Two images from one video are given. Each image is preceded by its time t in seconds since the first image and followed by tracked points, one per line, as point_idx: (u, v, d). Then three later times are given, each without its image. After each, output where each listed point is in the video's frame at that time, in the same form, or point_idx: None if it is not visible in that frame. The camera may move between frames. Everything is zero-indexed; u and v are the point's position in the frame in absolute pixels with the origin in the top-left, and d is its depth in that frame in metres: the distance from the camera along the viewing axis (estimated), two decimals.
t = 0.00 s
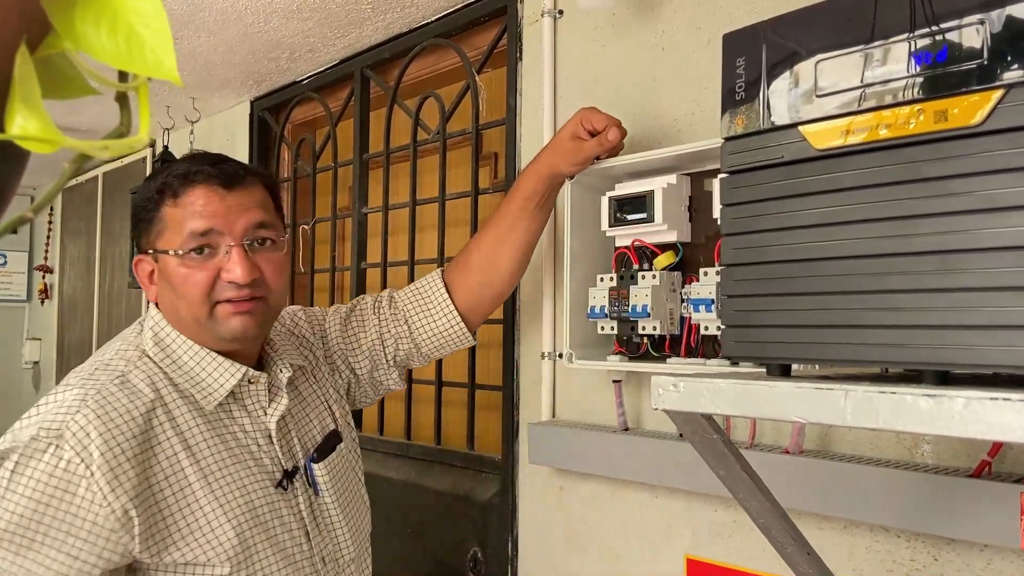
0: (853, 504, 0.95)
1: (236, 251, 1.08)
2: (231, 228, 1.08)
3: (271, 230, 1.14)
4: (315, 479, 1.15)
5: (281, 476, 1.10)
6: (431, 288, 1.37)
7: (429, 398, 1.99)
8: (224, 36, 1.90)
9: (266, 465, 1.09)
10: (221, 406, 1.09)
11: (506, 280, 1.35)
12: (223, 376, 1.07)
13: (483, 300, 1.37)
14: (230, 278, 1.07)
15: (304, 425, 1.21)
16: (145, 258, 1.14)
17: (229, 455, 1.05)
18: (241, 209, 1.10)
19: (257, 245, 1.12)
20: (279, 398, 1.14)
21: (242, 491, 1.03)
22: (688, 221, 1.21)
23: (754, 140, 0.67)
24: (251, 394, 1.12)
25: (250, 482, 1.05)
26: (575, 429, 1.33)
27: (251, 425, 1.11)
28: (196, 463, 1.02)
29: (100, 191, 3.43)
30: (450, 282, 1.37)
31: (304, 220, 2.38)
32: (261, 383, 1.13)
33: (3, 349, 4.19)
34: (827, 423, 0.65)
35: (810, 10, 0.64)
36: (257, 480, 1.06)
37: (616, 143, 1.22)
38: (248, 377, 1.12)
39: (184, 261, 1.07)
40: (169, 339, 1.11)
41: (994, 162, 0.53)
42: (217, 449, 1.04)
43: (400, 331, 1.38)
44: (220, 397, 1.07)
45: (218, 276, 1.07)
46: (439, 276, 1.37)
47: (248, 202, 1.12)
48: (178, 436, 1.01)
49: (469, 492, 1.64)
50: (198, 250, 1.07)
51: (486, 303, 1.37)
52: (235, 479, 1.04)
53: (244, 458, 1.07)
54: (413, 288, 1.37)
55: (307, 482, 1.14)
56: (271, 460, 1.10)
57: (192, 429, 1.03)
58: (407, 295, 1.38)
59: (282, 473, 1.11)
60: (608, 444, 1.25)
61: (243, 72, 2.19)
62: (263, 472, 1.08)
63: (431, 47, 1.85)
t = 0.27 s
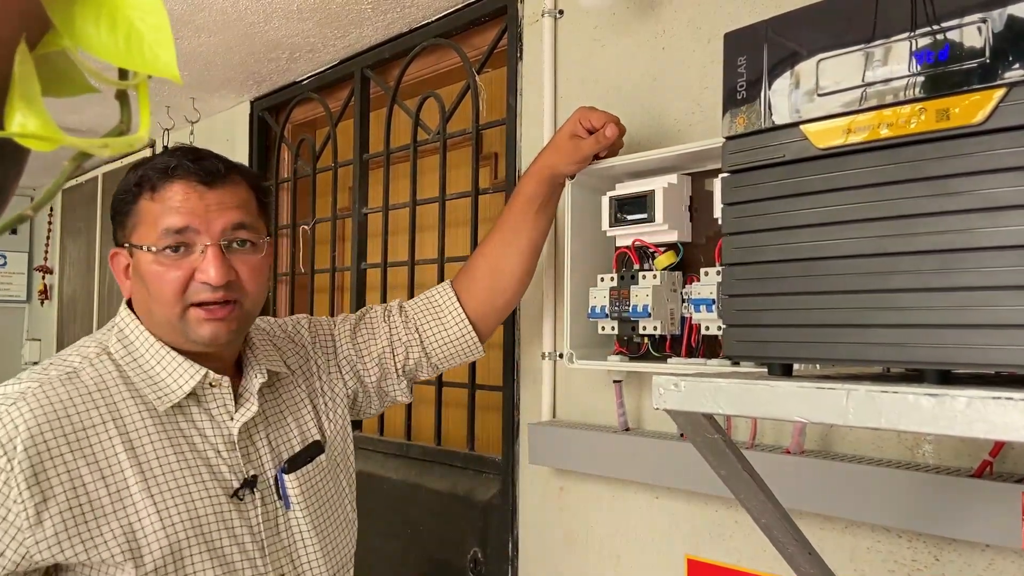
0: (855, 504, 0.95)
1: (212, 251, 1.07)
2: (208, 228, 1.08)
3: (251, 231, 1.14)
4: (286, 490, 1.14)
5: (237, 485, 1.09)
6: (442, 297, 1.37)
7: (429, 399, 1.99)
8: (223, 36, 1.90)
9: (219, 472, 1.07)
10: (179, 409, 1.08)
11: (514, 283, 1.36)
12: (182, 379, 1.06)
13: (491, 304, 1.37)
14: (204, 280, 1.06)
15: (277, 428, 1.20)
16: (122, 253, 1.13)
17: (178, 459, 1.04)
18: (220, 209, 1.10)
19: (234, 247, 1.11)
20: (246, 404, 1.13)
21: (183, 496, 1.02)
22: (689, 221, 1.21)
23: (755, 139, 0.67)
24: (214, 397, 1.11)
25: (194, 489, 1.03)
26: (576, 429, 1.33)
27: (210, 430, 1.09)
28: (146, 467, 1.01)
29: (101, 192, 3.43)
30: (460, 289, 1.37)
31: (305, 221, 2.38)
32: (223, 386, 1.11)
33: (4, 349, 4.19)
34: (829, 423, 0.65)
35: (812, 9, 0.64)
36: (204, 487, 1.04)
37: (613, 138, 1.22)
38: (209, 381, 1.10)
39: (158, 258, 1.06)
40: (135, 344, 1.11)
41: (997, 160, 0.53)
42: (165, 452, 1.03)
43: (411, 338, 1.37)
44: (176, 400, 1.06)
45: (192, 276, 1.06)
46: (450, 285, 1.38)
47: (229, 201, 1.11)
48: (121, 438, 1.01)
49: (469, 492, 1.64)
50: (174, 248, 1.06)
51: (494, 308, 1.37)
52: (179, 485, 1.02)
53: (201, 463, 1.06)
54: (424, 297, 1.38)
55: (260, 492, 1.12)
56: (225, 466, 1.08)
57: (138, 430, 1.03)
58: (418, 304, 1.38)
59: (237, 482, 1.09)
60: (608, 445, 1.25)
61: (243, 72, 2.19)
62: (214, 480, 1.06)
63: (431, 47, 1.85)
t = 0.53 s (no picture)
0: (859, 506, 0.95)
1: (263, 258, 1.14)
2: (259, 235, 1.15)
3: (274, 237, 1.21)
4: (254, 497, 1.14)
5: (205, 493, 1.08)
6: (428, 297, 1.37)
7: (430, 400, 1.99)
8: (224, 36, 1.90)
9: (187, 478, 1.06)
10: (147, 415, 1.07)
11: (511, 285, 1.35)
12: (151, 383, 1.06)
13: (488, 304, 1.37)
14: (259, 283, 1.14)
15: (247, 436, 1.20)
16: (124, 264, 1.07)
17: (144, 466, 1.03)
18: (261, 216, 1.17)
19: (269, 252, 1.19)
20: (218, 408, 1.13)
21: (148, 502, 1.01)
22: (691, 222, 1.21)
23: (759, 139, 0.67)
24: (183, 402, 1.11)
25: (161, 494, 1.02)
26: (577, 430, 1.33)
27: (178, 436, 1.09)
28: (112, 475, 1.00)
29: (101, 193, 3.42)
30: (447, 290, 1.37)
31: (305, 221, 2.38)
32: (194, 391, 1.12)
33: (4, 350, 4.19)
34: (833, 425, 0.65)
35: (816, 9, 0.64)
36: (170, 494, 1.03)
37: (613, 142, 1.21)
38: (179, 385, 1.10)
39: (209, 265, 1.08)
40: (101, 350, 1.10)
41: (1003, 161, 0.53)
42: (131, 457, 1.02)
43: (397, 340, 1.36)
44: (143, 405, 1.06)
45: (243, 281, 1.12)
46: (435, 284, 1.38)
47: (263, 209, 1.18)
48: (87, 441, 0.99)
49: (470, 493, 1.64)
50: (231, 255, 1.10)
51: (489, 308, 1.37)
52: (144, 491, 1.01)
53: (167, 470, 1.05)
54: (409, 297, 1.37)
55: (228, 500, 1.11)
56: (192, 473, 1.07)
57: (104, 435, 1.01)
58: (402, 303, 1.38)
59: (204, 490, 1.07)
60: (609, 446, 1.25)
61: (243, 73, 2.19)
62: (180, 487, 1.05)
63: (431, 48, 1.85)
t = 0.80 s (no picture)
0: (861, 508, 0.94)
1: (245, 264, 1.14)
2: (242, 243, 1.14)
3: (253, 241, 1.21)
4: (244, 505, 1.13)
5: (202, 501, 1.08)
6: (397, 285, 1.37)
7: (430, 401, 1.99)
8: (224, 37, 1.90)
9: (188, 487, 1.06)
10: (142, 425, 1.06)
11: (490, 284, 1.36)
12: (147, 394, 1.05)
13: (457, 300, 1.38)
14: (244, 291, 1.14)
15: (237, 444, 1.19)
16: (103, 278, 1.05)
17: (149, 476, 1.03)
18: (242, 223, 1.16)
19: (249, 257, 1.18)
20: (211, 416, 1.13)
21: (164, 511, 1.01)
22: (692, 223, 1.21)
23: (762, 141, 0.67)
24: (177, 410, 1.11)
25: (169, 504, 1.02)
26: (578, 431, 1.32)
27: (175, 445, 1.08)
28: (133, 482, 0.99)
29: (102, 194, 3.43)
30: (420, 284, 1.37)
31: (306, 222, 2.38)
32: (187, 399, 1.11)
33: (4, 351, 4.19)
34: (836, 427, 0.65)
35: (819, 10, 0.64)
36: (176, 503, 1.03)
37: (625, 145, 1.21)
38: (173, 394, 1.10)
39: (195, 276, 1.08)
40: (85, 358, 1.07)
41: (1007, 162, 0.52)
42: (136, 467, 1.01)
43: (367, 332, 1.38)
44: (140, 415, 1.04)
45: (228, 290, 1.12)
46: (405, 273, 1.38)
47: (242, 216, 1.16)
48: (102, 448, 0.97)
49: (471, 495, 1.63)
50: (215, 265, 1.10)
51: (458, 303, 1.38)
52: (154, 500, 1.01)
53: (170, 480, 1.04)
54: (379, 287, 1.38)
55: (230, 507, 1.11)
56: (191, 482, 1.07)
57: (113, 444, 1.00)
58: (372, 295, 1.39)
59: (203, 498, 1.08)
60: (610, 447, 1.25)
61: (244, 73, 2.19)
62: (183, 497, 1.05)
63: (432, 49, 1.85)
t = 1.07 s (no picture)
0: (864, 510, 0.94)
1: (237, 269, 1.04)
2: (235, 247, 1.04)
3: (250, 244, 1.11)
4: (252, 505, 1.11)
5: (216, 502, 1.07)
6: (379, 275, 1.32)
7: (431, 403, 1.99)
8: (227, 38, 1.90)
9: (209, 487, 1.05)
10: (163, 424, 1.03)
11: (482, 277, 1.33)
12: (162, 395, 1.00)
13: (446, 289, 1.33)
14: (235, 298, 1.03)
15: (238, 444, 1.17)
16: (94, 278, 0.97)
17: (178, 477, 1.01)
18: (237, 226, 1.06)
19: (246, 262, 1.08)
20: (224, 416, 1.11)
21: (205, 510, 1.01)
22: (693, 225, 1.21)
23: (765, 143, 0.66)
24: (190, 409, 1.07)
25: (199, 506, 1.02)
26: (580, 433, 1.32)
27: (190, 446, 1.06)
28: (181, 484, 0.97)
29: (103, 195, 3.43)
30: (407, 273, 1.32)
31: (306, 223, 2.38)
32: (202, 399, 1.08)
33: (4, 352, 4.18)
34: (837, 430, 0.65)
35: (822, 11, 0.64)
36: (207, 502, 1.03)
37: (625, 136, 1.23)
38: (189, 393, 1.06)
39: (180, 282, 0.98)
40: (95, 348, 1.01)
41: (1011, 165, 0.52)
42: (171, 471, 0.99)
43: (349, 324, 1.34)
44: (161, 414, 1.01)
45: (218, 296, 1.02)
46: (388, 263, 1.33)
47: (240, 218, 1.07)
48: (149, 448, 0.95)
49: (471, 496, 1.63)
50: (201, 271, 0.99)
51: (447, 293, 1.34)
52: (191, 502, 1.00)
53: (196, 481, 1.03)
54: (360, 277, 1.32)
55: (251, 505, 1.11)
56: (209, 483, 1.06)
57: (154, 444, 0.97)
58: (354, 286, 1.33)
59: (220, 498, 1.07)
60: (612, 449, 1.25)
61: (246, 74, 2.19)
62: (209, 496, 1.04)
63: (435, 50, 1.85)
